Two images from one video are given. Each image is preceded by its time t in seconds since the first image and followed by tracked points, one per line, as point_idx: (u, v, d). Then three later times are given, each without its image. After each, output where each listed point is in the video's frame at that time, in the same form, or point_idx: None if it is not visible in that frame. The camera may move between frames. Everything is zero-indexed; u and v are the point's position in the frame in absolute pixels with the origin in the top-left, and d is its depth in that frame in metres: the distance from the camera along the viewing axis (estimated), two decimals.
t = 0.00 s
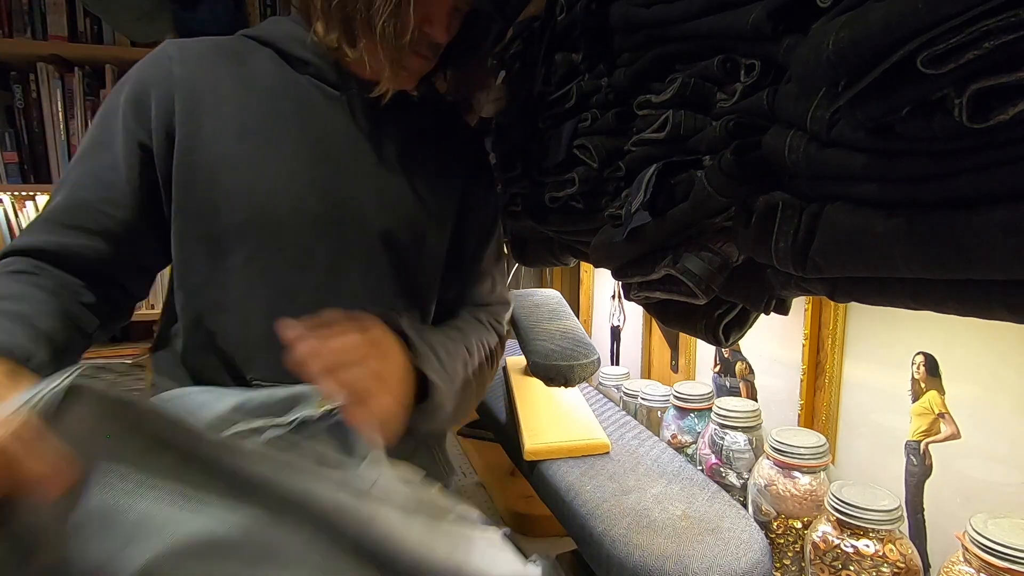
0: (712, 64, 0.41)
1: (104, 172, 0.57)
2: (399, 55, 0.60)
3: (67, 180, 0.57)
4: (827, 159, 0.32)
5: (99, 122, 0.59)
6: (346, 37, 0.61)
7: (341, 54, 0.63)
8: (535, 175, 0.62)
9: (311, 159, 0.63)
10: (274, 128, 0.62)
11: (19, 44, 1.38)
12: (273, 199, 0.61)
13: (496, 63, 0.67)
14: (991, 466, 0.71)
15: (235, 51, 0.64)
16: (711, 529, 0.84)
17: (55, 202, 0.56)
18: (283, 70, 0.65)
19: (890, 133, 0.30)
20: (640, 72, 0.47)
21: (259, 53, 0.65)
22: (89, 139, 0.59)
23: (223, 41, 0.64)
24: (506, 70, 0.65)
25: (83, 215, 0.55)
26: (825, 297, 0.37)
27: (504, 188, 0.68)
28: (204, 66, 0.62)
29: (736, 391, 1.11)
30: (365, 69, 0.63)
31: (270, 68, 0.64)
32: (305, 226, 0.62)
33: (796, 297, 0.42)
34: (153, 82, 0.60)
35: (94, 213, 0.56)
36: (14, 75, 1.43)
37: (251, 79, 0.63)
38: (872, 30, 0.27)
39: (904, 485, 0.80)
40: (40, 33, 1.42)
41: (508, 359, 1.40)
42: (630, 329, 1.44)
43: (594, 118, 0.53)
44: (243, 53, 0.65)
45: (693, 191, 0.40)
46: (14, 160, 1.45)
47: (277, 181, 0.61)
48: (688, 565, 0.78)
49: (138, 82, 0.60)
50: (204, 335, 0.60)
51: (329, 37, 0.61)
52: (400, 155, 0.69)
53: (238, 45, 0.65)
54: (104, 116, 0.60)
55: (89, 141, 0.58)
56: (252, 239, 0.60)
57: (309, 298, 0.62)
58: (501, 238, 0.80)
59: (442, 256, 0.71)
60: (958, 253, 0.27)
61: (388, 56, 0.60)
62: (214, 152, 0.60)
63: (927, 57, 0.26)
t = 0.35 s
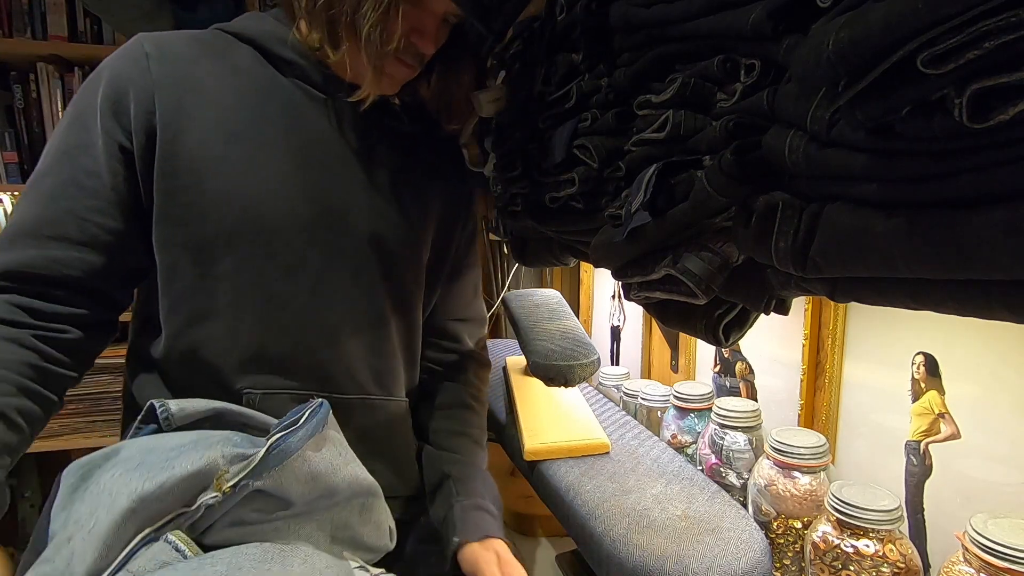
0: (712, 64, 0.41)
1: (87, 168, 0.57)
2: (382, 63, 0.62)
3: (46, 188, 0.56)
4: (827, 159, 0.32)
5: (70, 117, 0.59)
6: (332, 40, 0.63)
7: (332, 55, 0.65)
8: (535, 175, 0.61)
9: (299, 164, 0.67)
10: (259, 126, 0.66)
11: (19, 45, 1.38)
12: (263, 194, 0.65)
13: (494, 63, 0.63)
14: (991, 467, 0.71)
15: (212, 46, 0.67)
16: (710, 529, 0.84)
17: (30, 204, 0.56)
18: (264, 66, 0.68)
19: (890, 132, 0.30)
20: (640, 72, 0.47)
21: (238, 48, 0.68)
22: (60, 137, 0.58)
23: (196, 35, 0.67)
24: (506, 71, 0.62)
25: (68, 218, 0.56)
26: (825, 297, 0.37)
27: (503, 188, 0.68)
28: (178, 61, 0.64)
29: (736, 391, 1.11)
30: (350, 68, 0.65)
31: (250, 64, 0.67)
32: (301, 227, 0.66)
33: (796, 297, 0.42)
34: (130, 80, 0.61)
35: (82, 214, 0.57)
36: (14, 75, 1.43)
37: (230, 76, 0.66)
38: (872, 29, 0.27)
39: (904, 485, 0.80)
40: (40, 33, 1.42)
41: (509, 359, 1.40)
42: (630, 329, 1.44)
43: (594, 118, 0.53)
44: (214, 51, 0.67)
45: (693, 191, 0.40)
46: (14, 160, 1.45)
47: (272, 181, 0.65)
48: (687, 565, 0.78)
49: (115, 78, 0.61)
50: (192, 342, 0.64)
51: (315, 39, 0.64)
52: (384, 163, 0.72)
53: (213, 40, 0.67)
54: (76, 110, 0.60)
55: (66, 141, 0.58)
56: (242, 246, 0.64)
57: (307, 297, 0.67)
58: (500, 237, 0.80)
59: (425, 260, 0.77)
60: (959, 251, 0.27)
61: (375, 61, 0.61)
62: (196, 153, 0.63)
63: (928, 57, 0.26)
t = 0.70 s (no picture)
0: (712, 64, 0.41)
1: (76, 158, 0.56)
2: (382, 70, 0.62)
3: (33, 177, 0.55)
4: (827, 159, 0.32)
5: (58, 105, 0.58)
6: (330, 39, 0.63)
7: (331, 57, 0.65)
8: (535, 176, 0.61)
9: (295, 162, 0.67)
10: (252, 121, 0.66)
11: (19, 45, 1.38)
12: (260, 190, 0.65)
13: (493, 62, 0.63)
14: (991, 467, 0.71)
15: (204, 39, 0.67)
16: (711, 529, 0.84)
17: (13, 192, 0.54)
18: (258, 61, 0.68)
19: (890, 132, 0.30)
20: (639, 72, 0.47)
21: (231, 42, 0.68)
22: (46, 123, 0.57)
23: (188, 28, 0.67)
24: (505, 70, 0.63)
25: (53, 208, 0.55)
26: (825, 297, 0.37)
27: (503, 188, 0.68)
28: (172, 54, 0.64)
29: (736, 391, 1.11)
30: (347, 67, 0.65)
31: (243, 58, 0.67)
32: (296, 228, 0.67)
33: (797, 297, 0.42)
34: (125, 71, 0.61)
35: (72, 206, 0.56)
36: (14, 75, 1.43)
37: (221, 70, 0.66)
38: (872, 29, 0.27)
39: (904, 485, 0.80)
40: (40, 33, 1.42)
41: (508, 359, 1.40)
42: (630, 329, 1.44)
43: (594, 118, 0.53)
44: (209, 45, 0.67)
45: (693, 191, 0.40)
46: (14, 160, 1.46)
47: (266, 176, 0.65)
48: (687, 564, 0.78)
49: (106, 69, 0.60)
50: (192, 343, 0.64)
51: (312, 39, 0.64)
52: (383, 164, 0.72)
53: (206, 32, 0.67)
54: (64, 100, 0.58)
55: (54, 129, 0.56)
56: (240, 244, 0.64)
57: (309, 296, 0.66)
58: (500, 237, 0.79)
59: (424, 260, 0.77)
60: (960, 251, 0.27)
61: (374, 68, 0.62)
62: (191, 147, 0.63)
63: (928, 57, 0.26)
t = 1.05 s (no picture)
0: (712, 64, 0.41)
1: (79, 168, 0.55)
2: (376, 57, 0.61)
3: (39, 195, 0.53)
4: (827, 160, 0.32)
5: (59, 118, 0.57)
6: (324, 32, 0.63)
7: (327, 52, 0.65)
8: (536, 176, 0.61)
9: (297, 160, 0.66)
10: (252, 121, 0.64)
11: (19, 45, 1.38)
12: (263, 191, 0.63)
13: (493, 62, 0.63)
14: (992, 467, 0.70)
15: (198, 40, 0.66)
16: (711, 529, 0.84)
17: (25, 212, 0.53)
18: (256, 60, 0.67)
19: (890, 132, 0.30)
20: (639, 72, 0.47)
21: (225, 42, 0.67)
22: (51, 137, 0.56)
23: (182, 30, 0.65)
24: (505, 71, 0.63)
25: (60, 221, 0.53)
26: (825, 297, 0.37)
27: (503, 187, 0.68)
28: (171, 56, 0.63)
29: (736, 391, 1.11)
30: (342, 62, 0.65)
31: (239, 59, 0.66)
32: (300, 229, 0.64)
33: (796, 297, 0.42)
34: (123, 76, 0.60)
35: (80, 217, 0.54)
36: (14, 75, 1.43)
37: (218, 73, 0.65)
38: (872, 29, 0.27)
39: (904, 485, 0.80)
40: (40, 33, 1.42)
41: (508, 359, 1.40)
42: (630, 329, 1.45)
43: (595, 118, 0.53)
44: (204, 47, 0.65)
45: (693, 191, 0.40)
46: (14, 160, 1.46)
47: (268, 173, 0.64)
48: (687, 564, 0.78)
49: (103, 76, 0.59)
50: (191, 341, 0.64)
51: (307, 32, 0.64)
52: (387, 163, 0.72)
53: (200, 33, 0.66)
54: (64, 109, 0.57)
55: (56, 142, 0.55)
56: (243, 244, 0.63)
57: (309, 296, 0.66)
58: (500, 237, 0.79)
59: (426, 261, 0.77)
60: (960, 251, 0.27)
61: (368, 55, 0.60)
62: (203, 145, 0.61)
63: (928, 57, 0.26)
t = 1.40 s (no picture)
0: (712, 64, 0.41)
1: (100, 161, 0.52)
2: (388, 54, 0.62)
3: (52, 183, 0.49)
4: (826, 159, 0.32)
5: (68, 107, 0.53)
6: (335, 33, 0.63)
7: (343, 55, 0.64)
8: (535, 175, 0.61)
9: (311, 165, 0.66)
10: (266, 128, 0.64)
11: (19, 44, 1.38)
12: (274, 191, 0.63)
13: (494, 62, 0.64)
14: (992, 467, 0.70)
15: (210, 38, 0.63)
16: (711, 530, 0.84)
17: (31, 199, 0.49)
18: (266, 62, 0.66)
19: (889, 132, 0.30)
20: (639, 72, 0.47)
21: (237, 41, 0.65)
22: (60, 126, 0.52)
23: (192, 25, 0.62)
24: (505, 71, 0.64)
25: (78, 214, 0.50)
26: (825, 297, 0.37)
27: (503, 187, 0.68)
28: (186, 52, 0.60)
29: (736, 391, 1.11)
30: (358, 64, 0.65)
31: (252, 62, 0.65)
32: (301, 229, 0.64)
33: (796, 297, 0.42)
34: (142, 68, 0.56)
35: (93, 211, 0.51)
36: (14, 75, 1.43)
37: (231, 74, 0.63)
38: (872, 30, 0.27)
39: (904, 484, 0.80)
40: (40, 33, 1.42)
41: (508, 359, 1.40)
42: (630, 329, 1.45)
43: (594, 118, 0.53)
44: (217, 45, 0.63)
45: (693, 191, 0.40)
46: (14, 160, 1.46)
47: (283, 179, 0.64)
48: (688, 564, 0.78)
49: (123, 67, 0.55)
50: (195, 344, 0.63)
51: (318, 33, 0.63)
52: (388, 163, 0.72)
53: (212, 31, 0.63)
54: (78, 99, 0.53)
55: (74, 134, 0.51)
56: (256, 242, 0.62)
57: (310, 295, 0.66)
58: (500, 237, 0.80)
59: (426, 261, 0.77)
60: (960, 251, 0.27)
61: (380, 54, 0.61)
62: (221, 149, 0.61)
63: (928, 57, 0.26)
